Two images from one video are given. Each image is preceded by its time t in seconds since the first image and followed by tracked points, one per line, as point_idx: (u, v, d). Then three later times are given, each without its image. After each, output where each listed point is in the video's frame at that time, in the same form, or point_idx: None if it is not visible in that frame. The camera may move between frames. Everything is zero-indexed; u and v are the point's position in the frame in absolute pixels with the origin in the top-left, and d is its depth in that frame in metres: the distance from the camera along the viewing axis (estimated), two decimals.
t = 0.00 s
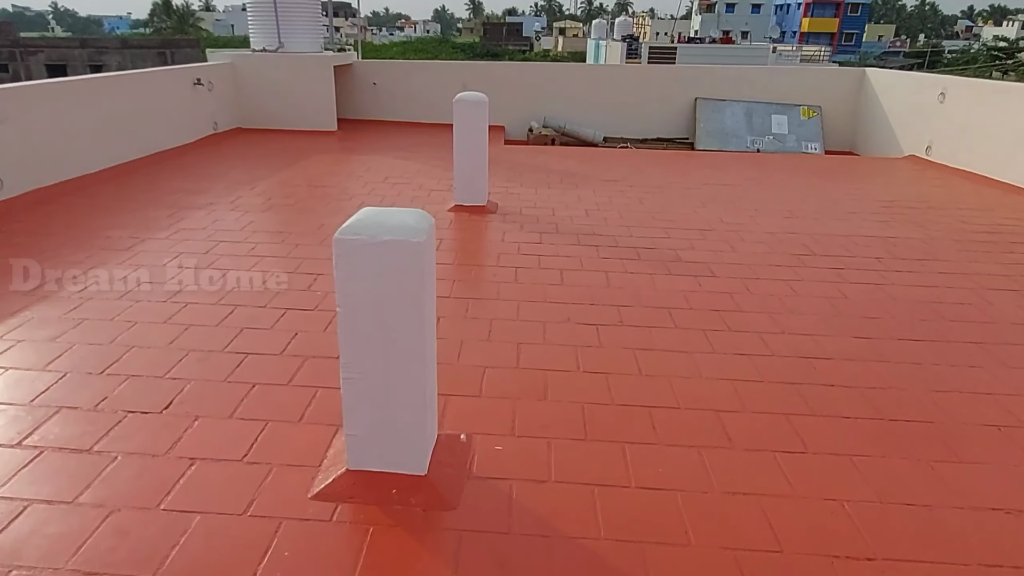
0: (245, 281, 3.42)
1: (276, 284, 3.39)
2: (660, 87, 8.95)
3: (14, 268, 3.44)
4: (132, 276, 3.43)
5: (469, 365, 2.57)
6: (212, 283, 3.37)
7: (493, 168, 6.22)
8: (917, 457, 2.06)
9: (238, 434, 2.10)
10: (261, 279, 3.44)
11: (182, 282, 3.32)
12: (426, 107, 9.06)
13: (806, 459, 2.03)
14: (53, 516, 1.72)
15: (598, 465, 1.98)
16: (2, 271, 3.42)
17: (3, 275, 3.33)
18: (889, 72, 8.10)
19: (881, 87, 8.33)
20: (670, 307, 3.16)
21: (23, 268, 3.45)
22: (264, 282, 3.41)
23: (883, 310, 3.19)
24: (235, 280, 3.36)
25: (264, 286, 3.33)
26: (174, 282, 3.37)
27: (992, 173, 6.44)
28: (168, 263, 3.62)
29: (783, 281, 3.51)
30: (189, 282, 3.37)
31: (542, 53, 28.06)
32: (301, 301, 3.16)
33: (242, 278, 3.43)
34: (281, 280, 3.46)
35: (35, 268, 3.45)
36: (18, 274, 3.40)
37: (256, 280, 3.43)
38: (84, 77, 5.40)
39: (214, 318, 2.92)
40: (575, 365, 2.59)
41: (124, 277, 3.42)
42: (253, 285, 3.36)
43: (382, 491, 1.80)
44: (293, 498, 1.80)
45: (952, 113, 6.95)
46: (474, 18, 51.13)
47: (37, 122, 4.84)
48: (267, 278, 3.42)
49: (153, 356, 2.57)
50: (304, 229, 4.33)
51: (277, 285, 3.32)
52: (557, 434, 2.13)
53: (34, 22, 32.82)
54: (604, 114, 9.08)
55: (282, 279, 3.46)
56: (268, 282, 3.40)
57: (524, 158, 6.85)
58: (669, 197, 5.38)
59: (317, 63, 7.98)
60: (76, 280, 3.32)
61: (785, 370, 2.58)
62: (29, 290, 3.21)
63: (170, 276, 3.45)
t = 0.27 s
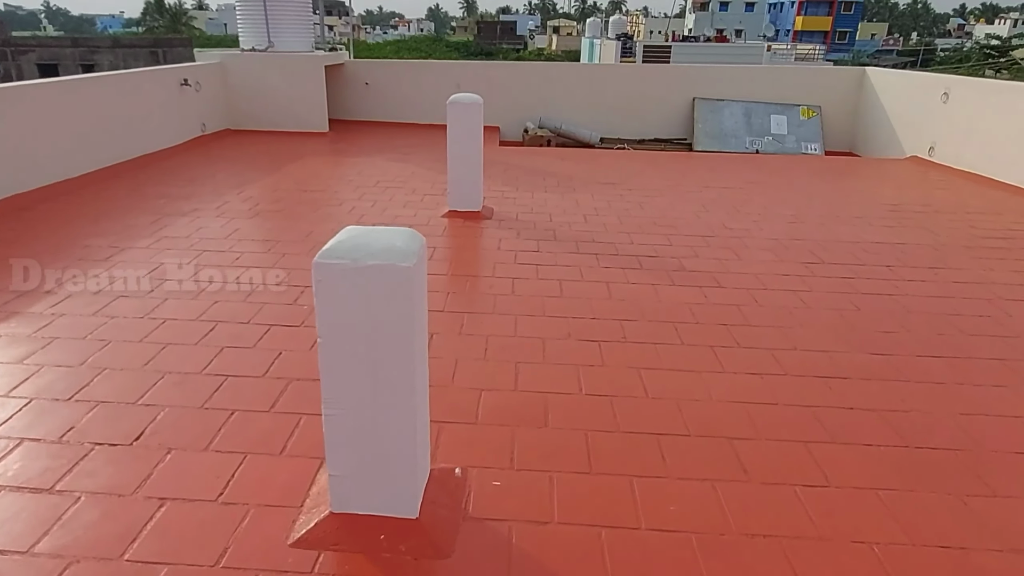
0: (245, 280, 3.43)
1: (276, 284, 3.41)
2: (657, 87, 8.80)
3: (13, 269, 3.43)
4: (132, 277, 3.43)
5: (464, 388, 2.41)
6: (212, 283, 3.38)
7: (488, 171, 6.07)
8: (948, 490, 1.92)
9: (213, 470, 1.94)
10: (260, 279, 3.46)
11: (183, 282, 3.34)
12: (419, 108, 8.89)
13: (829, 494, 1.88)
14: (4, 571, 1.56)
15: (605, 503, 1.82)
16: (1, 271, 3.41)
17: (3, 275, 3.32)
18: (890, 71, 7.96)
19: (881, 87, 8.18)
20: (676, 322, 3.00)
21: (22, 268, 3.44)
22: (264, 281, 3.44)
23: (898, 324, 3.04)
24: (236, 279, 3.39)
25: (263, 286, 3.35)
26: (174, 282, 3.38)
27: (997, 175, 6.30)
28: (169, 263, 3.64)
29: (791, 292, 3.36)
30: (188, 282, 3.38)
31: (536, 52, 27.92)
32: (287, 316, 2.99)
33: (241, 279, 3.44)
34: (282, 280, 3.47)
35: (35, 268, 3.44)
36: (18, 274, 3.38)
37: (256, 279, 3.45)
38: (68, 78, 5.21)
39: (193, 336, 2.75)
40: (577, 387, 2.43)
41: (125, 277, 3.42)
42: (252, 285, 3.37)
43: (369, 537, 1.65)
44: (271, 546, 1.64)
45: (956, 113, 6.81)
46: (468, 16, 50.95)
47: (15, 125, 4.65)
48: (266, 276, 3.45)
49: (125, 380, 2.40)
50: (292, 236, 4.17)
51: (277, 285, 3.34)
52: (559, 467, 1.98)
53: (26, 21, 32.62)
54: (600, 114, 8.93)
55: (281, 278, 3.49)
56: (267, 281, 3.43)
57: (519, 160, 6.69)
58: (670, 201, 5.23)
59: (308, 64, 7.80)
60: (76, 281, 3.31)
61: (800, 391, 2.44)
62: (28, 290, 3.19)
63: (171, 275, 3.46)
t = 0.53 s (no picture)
0: (245, 282, 3.39)
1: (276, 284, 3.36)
2: (654, 84, 8.63)
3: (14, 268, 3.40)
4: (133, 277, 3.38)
5: (453, 409, 2.23)
6: (212, 283, 3.33)
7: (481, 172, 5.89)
8: (983, 525, 1.75)
9: (175, 508, 1.75)
10: (260, 280, 3.40)
11: (183, 283, 3.30)
12: (410, 107, 8.70)
13: (854, 530, 1.71)
14: None
15: (607, 544, 1.65)
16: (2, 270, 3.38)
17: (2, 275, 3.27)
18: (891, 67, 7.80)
19: (882, 83, 8.02)
20: (679, 333, 2.83)
21: (22, 267, 3.41)
22: (265, 282, 3.38)
23: (914, 333, 2.88)
24: (235, 280, 3.34)
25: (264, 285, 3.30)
26: (174, 282, 3.34)
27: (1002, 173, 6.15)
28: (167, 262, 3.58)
29: (800, 299, 3.19)
30: (188, 282, 3.34)
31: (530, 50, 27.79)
32: (265, 329, 2.80)
33: (242, 279, 3.40)
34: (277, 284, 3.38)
35: (36, 267, 3.41)
36: (17, 273, 3.34)
37: (256, 280, 3.40)
38: (49, 77, 5.03)
39: (163, 353, 2.56)
40: (575, 407, 2.26)
41: (125, 278, 3.38)
42: (252, 285, 3.32)
43: None
44: None
45: (959, 110, 6.66)
46: (461, 15, 50.75)
47: None
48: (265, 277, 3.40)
49: (85, 404, 2.21)
50: (278, 242, 3.98)
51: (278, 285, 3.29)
52: (556, 501, 1.80)
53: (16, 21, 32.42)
54: (595, 113, 8.75)
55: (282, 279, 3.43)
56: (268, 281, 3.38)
57: (513, 160, 6.51)
58: (669, 202, 5.06)
59: (296, 62, 7.60)
60: (76, 280, 3.27)
61: (815, 411, 2.27)
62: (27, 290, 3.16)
63: (171, 275, 3.42)
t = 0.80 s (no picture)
0: (245, 281, 3.37)
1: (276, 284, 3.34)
2: (651, 84, 8.45)
3: (14, 268, 3.40)
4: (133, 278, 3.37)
5: (438, 444, 2.05)
6: (212, 284, 3.32)
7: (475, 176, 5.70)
8: None
9: (123, 567, 1.56)
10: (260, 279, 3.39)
11: (183, 282, 3.30)
12: (403, 108, 8.51)
13: None
14: None
15: None
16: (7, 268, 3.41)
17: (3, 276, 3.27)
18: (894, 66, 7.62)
19: (885, 82, 7.85)
20: (682, 353, 2.65)
21: (22, 267, 3.41)
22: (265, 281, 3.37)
23: (932, 352, 2.70)
24: (235, 279, 3.34)
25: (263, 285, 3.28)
26: (174, 282, 3.33)
27: (1010, 175, 5.98)
28: (167, 262, 3.58)
29: (810, 315, 3.01)
30: (189, 282, 3.33)
31: (525, 49, 27.63)
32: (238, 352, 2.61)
33: (241, 279, 3.38)
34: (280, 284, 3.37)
35: (36, 267, 3.42)
36: (17, 273, 3.35)
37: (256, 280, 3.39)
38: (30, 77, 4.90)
39: (126, 381, 2.37)
40: (572, 441, 2.08)
41: (125, 278, 3.38)
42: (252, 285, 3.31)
43: None
44: None
45: (965, 110, 6.48)
46: (455, 14, 50.74)
47: None
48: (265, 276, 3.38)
49: (36, 442, 2.02)
50: (261, 252, 3.79)
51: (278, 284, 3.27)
52: (551, 555, 1.62)
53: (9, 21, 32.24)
54: (592, 113, 8.57)
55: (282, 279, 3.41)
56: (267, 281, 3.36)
57: (507, 163, 6.33)
58: (668, 207, 4.88)
59: (285, 62, 7.41)
60: (76, 281, 3.27)
61: (832, 444, 2.09)
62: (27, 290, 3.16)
63: (170, 275, 3.42)
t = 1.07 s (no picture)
0: (245, 281, 3.37)
1: (277, 284, 3.34)
2: (651, 85, 8.28)
3: (16, 268, 3.42)
4: (134, 278, 3.39)
5: (425, 484, 1.88)
6: (213, 284, 3.32)
7: (469, 181, 5.53)
8: None
9: None
10: (261, 279, 3.39)
11: (184, 283, 3.30)
12: (398, 109, 8.33)
13: None
14: None
15: None
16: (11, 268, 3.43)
17: (5, 276, 3.29)
18: (900, 67, 7.45)
19: (891, 83, 7.67)
20: (689, 377, 2.48)
21: (23, 267, 3.43)
22: (264, 281, 3.36)
23: (956, 375, 2.53)
24: (238, 279, 3.34)
25: (263, 285, 3.28)
26: (175, 283, 3.34)
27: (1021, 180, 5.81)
28: (168, 262, 3.58)
29: (823, 333, 2.84)
30: (189, 282, 3.34)
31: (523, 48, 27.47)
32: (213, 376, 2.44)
33: (241, 278, 3.38)
34: (283, 280, 3.38)
35: (37, 267, 3.44)
36: (19, 273, 3.37)
37: (256, 280, 3.38)
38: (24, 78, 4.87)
39: (90, 412, 2.20)
40: (572, 479, 1.91)
41: (126, 278, 3.39)
42: (253, 285, 3.31)
43: None
44: None
45: (973, 112, 6.32)
46: (453, 13, 50.57)
47: None
48: (265, 275, 3.37)
49: None
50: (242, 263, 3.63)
51: (278, 284, 3.26)
52: None
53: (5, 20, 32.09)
54: (591, 115, 8.40)
55: (283, 278, 3.41)
56: (267, 281, 3.35)
57: (504, 167, 6.16)
58: (670, 213, 4.71)
59: (276, 63, 7.23)
60: (77, 281, 3.29)
61: (856, 483, 1.92)
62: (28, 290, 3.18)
63: (173, 275, 3.42)
